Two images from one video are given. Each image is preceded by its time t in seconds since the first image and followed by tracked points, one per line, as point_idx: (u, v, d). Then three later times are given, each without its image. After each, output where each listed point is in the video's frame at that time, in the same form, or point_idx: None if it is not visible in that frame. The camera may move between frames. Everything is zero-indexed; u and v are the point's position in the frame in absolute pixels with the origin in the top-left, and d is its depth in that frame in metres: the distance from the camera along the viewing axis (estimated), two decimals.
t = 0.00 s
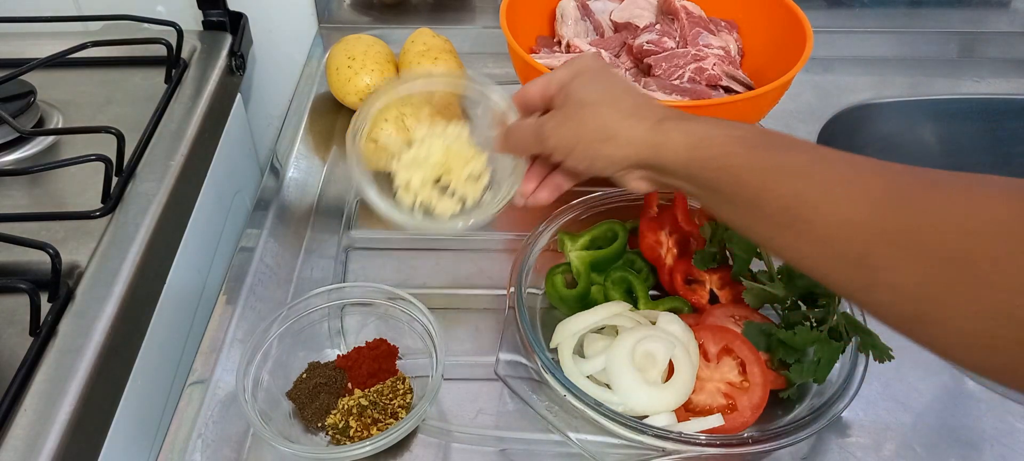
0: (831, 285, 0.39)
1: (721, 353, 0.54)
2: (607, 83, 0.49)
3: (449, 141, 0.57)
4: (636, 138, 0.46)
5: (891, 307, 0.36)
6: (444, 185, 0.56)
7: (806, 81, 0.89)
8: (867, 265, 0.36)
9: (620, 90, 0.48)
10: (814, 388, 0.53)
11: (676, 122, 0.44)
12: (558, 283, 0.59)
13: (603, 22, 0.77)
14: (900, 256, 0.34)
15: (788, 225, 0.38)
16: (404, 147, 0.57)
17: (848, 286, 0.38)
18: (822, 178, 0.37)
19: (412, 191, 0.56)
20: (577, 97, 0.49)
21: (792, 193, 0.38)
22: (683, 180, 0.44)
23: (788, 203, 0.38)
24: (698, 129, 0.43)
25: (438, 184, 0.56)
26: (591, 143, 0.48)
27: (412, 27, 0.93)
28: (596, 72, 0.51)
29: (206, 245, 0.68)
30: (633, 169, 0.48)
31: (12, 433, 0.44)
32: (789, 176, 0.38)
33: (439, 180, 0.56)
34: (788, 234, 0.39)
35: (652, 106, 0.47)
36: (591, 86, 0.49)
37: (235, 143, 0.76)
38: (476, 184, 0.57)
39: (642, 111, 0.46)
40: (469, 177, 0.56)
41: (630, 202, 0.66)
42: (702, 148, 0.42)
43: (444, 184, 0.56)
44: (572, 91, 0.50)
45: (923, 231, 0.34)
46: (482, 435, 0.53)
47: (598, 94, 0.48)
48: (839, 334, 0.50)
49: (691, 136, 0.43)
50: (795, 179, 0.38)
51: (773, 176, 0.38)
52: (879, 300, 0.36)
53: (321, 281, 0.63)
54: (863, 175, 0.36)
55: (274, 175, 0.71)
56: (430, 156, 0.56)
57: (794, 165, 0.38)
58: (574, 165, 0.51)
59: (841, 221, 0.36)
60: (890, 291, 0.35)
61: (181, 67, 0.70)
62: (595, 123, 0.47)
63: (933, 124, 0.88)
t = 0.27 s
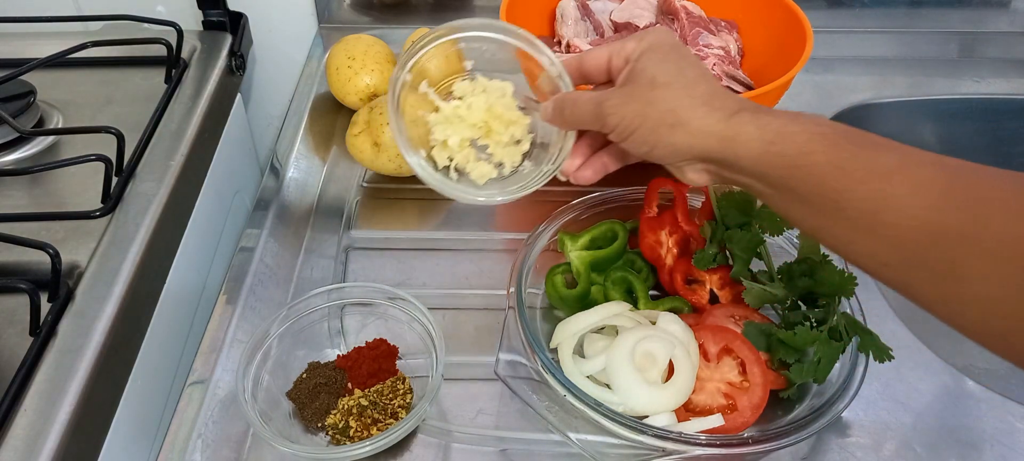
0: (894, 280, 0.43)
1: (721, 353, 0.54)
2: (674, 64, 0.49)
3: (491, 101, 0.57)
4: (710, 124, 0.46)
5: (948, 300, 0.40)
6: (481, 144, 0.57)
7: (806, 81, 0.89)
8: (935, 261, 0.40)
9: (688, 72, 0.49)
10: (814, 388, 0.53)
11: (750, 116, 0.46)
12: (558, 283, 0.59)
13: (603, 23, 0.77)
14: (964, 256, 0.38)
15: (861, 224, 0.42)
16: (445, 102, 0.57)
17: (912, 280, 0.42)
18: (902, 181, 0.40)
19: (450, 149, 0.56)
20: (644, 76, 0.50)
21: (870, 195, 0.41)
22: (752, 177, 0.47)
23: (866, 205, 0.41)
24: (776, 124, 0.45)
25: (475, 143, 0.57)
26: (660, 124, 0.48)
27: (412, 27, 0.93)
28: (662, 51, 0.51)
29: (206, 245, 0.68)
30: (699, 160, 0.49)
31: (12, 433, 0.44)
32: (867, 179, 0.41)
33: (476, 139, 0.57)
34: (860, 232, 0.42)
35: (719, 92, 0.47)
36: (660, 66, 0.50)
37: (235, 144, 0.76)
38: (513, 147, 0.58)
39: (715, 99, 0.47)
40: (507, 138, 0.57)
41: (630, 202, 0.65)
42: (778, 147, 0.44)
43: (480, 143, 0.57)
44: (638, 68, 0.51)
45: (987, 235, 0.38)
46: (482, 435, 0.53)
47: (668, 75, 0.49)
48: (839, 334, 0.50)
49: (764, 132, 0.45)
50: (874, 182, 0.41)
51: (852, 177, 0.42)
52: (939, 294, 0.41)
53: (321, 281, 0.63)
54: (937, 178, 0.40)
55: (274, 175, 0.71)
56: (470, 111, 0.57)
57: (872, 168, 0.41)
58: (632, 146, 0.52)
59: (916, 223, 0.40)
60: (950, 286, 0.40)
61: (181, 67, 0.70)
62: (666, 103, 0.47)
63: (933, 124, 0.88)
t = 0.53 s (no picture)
0: (910, 282, 0.44)
1: (721, 353, 0.54)
2: (695, 65, 0.51)
3: (508, 101, 0.60)
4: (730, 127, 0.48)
5: (963, 302, 0.42)
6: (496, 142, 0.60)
7: (806, 81, 0.89)
8: (953, 263, 0.41)
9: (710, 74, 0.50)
10: (814, 388, 0.53)
11: (772, 118, 0.47)
12: (558, 283, 0.59)
13: (603, 22, 0.77)
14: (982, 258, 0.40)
15: (882, 227, 0.43)
16: (460, 102, 0.60)
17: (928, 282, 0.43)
18: (925, 185, 0.42)
19: (465, 148, 0.59)
20: (664, 77, 0.51)
21: (892, 198, 0.43)
22: (773, 181, 0.49)
23: (889, 207, 0.43)
24: (801, 127, 0.46)
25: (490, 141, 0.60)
26: (678, 125, 0.50)
27: (411, 27, 0.93)
28: (680, 53, 0.53)
29: (206, 245, 0.68)
30: (717, 162, 0.51)
31: (12, 433, 0.44)
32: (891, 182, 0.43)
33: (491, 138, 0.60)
34: (880, 234, 0.44)
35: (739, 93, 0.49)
36: (682, 68, 0.51)
37: (235, 143, 0.76)
38: (527, 147, 0.60)
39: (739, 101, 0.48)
40: (521, 139, 0.60)
41: (630, 202, 0.65)
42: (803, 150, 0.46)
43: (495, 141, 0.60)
44: (660, 70, 0.53)
45: (1005, 237, 0.39)
46: (482, 435, 0.53)
47: (689, 75, 0.50)
48: (839, 334, 0.50)
49: (789, 135, 0.46)
50: (897, 185, 0.42)
51: (876, 180, 0.43)
52: (955, 296, 0.42)
53: (321, 281, 0.63)
54: (958, 182, 0.41)
55: (274, 175, 0.71)
56: (485, 111, 0.60)
57: (896, 171, 0.43)
58: (649, 146, 0.54)
59: (937, 225, 0.41)
60: (967, 287, 0.41)
61: (181, 67, 0.70)
62: (686, 104, 0.49)
63: (933, 124, 0.88)
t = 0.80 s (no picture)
0: (904, 290, 0.44)
1: (721, 353, 0.54)
2: (685, 73, 0.51)
3: (499, 113, 0.59)
4: (721, 135, 0.48)
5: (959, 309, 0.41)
6: (488, 154, 0.59)
7: (806, 81, 0.89)
8: (948, 270, 0.41)
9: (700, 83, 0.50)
10: (814, 388, 0.53)
11: (763, 125, 0.48)
12: (558, 283, 0.59)
13: (603, 22, 0.77)
14: (978, 264, 0.40)
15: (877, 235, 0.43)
16: (451, 114, 0.59)
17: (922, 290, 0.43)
18: (918, 192, 0.42)
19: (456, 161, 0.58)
20: (655, 85, 0.51)
21: (886, 206, 0.43)
22: (767, 189, 0.49)
23: (884, 215, 0.43)
24: (793, 136, 0.47)
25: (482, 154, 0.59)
26: (669, 134, 0.50)
27: (411, 27, 0.93)
28: (671, 61, 0.53)
29: (206, 245, 0.68)
30: (709, 169, 0.51)
31: (12, 432, 0.44)
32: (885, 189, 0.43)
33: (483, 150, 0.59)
34: (875, 242, 0.44)
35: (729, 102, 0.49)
36: (672, 76, 0.51)
37: (235, 143, 0.76)
38: (518, 158, 0.59)
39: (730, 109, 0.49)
40: (513, 151, 0.59)
41: (630, 202, 0.65)
42: (795, 158, 0.46)
43: (487, 153, 0.59)
44: (650, 78, 0.53)
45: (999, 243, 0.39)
46: (482, 435, 0.53)
47: (680, 84, 0.50)
48: (839, 334, 0.50)
49: (779, 145, 0.47)
50: (890, 193, 0.43)
51: (870, 189, 0.43)
52: (950, 303, 0.42)
53: (321, 281, 0.63)
54: (952, 189, 0.41)
55: (274, 175, 0.71)
56: (475, 123, 0.59)
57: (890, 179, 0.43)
58: (641, 155, 0.53)
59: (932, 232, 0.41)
60: (962, 295, 0.41)
61: (181, 67, 0.70)
62: (676, 113, 0.49)
63: (933, 124, 0.88)
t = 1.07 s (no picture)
0: (893, 287, 0.42)
1: (721, 353, 0.54)
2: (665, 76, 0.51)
3: (487, 130, 0.59)
4: (699, 134, 0.47)
5: (948, 308, 0.39)
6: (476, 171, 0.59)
7: (806, 81, 0.89)
8: (933, 269, 0.39)
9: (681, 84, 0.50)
10: (814, 388, 0.53)
11: (741, 120, 0.46)
12: (558, 283, 0.59)
13: (603, 22, 0.77)
14: (966, 263, 0.37)
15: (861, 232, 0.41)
16: (440, 132, 0.59)
17: (910, 289, 0.41)
18: (900, 187, 0.39)
19: (445, 176, 0.58)
20: (637, 86, 0.51)
21: (866, 202, 0.40)
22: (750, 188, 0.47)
23: (865, 211, 0.40)
24: (770, 132, 0.45)
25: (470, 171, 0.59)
26: (651, 132, 0.49)
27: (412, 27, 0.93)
28: (651, 64, 0.53)
29: (206, 245, 0.68)
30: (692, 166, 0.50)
31: (12, 433, 0.44)
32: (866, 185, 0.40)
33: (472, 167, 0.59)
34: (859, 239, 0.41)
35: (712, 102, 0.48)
36: (651, 78, 0.51)
37: (235, 144, 0.76)
38: (507, 174, 0.59)
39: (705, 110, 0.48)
40: (501, 166, 0.59)
41: (629, 202, 0.65)
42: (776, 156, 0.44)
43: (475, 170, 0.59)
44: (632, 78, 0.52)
45: (986, 242, 0.37)
46: (482, 435, 0.53)
47: (659, 85, 0.50)
48: (839, 334, 0.50)
49: (762, 144, 0.45)
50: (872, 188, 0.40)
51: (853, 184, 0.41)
52: (938, 302, 0.39)
53: (321, 281, 0.63)
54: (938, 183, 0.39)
55: (274, 175, 0.71)
56: (463, 140, 0.59)
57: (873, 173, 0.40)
58: (625, 157, 0.52)
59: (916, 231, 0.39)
60: (950, 294, 0.39)
61: (181, 67, 0.70)
62: (657, 112, 0.48)
63: (933, 124, 0.88)
